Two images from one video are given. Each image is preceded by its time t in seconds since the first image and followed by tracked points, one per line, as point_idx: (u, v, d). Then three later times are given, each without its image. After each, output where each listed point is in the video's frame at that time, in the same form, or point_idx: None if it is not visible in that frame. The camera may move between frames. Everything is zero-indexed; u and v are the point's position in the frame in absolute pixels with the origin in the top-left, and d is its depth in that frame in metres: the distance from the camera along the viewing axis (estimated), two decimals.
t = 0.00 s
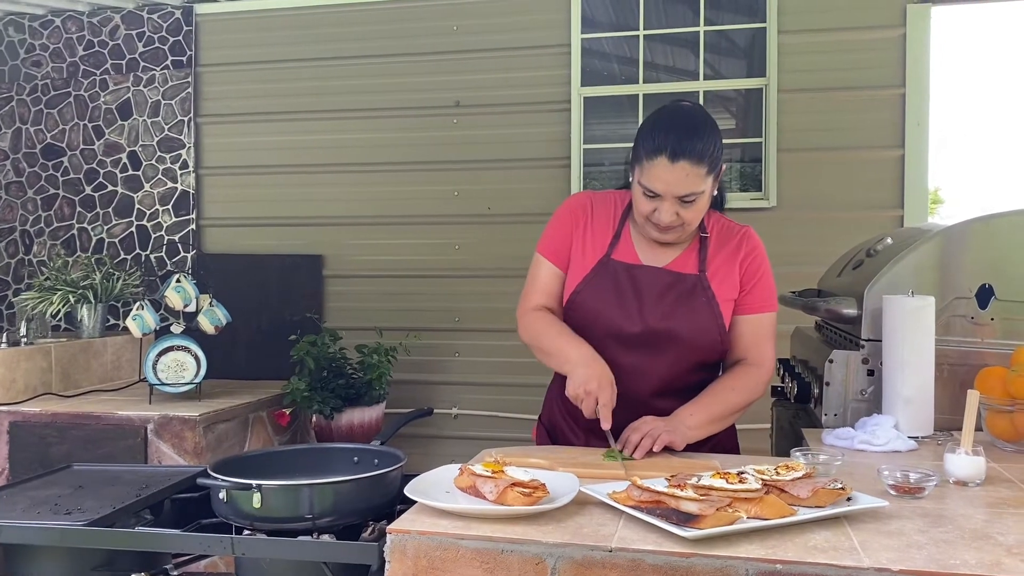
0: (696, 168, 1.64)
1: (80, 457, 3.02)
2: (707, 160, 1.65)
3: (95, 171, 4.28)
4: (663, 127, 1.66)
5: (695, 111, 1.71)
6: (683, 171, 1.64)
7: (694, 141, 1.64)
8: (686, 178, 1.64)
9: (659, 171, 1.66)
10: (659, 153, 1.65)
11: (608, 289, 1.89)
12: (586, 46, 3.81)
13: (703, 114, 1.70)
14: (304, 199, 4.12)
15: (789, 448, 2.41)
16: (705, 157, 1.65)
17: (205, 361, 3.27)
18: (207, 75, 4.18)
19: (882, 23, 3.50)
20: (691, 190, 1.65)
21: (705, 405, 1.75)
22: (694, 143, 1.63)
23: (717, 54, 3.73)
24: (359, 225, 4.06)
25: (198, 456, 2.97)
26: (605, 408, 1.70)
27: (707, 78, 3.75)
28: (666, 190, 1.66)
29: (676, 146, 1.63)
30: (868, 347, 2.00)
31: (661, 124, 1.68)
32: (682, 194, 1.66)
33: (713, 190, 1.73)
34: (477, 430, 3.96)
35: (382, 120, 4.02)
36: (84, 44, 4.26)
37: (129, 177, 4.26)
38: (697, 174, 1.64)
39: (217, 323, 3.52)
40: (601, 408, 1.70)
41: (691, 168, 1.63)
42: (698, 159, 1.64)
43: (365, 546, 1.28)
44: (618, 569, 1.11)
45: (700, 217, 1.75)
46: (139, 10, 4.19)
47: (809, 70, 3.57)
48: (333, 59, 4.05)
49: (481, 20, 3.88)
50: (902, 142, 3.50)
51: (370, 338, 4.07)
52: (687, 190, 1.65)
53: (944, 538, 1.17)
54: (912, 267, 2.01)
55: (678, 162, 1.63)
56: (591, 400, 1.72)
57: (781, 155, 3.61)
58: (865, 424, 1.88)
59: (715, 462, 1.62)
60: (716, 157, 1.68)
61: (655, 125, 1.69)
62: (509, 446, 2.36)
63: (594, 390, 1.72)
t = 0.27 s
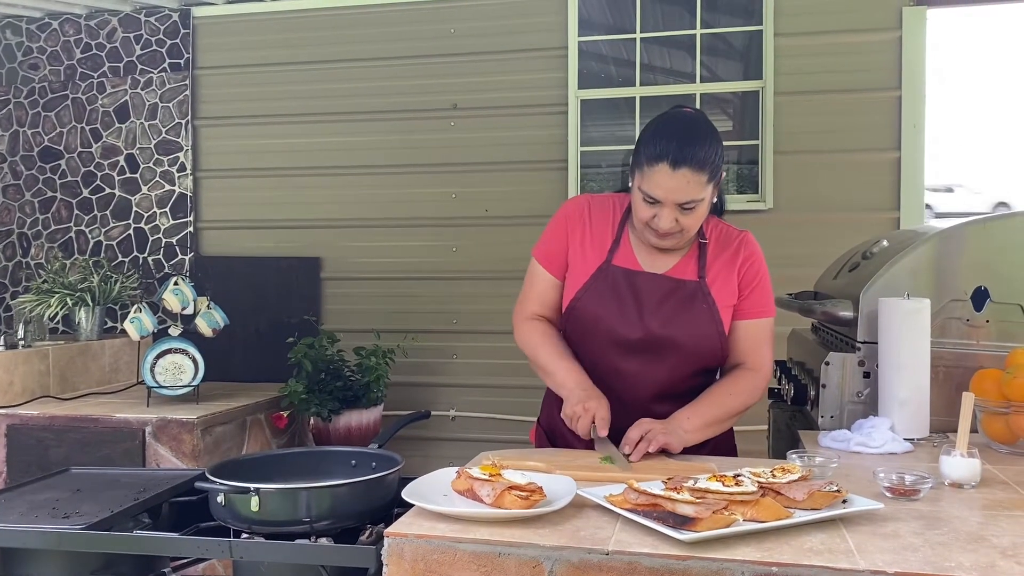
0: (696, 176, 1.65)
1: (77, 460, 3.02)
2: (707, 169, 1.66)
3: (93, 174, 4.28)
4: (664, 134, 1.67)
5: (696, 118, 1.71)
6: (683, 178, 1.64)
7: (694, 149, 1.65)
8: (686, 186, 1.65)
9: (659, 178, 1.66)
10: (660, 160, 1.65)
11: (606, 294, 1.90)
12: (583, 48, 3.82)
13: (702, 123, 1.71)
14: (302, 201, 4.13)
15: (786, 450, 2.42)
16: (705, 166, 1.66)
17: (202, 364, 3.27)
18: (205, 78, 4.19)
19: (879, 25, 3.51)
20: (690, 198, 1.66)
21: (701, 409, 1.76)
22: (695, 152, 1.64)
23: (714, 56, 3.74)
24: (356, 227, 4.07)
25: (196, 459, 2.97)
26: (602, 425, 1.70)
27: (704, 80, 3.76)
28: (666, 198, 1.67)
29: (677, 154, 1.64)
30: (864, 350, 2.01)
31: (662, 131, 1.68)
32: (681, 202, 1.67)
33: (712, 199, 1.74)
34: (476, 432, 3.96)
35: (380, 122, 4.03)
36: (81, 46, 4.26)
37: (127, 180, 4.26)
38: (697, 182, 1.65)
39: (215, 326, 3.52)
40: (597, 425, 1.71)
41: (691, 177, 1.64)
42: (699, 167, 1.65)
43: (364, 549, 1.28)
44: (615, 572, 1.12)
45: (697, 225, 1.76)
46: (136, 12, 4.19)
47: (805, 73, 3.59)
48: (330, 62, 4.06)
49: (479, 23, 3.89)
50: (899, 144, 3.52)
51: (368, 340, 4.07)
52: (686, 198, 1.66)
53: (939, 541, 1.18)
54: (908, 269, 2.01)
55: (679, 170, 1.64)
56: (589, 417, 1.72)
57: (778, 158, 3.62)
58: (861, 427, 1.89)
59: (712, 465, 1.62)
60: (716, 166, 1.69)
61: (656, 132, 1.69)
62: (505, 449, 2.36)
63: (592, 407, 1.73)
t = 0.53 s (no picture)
0: (694, 178, 1.65)
1: (74, 461, 3.01)
2: (705, 170, 1.66)
3: (90, 176, 4.28)
4: (662, 136, 1.67)
5: (695, 120, 1.72)
6: (681, 180, 1.65)
7: (693, 151, 1.65)
8: (684, 188, 1.65)
9: (657, 180, 1.66)
10: (659, 162, 1.66)
11: (605, 296, 1.90)
12: (580, 49, 3.82)
13: (701, 124, 1.71)
14: (299, 203, 4.13)
15: (783, 450, 2.42)
16: (703, 167, 1.66)
17: (200, 366, 3.26)
18: (202, 79, 4.18)
19: (875, 26, 3.51)
20: (688, 199, 1.66)
21: (700, 410, 1.76)
22: (693, 154, 1.65)
23: (711, 57, 3.74)
24: (354, 228, 4.07)
25: (193, 460, 2.96)
26: (600, 413, 1.73)
27: (701, 81, 3.76)
28: (664, 199, 1.67)
29: (676, 155, 1.64)
30: (861, 349, 2.01)
31: (661, 132, 1.68)
32: (679, 203, 1.67)
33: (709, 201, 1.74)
34: (474, 434, 3.95)
35: (377, 123, 4.03)
36: (79, 48, 4.26)
37: (124, 182, 4.26)
38: (695, 184, 1.65)
39: (212, 328, 3.52)
40: (595, 413, 1.73)
41: (689, 178, 1.65)
42: (697, 169, 1.65)
43: (361, 550, 1.28)
44: (612, 572, 1.12)
45: (695, 227, 1.76)
46: (133, 14, 4.19)
47: (802, 73, 3.59)
48: (328, 64, 4.06)
49: (476, 24, 3.89)
50: (896, 145, 3.52)
51: (366, 341, 4.07)
52: (684, 199, 1.66)
53: (936, 540, 1.18)
54: (905, 269, 2.02)
55: (677, 172, 1.64)
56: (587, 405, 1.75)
57: (775, 158, 3.63)
58: (858, 427, 1.89)
59: (710, 465, 1.62)
60: (714, 167, 1.69)
61: (655, 133, 1.69)
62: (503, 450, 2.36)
63: (591, 396, 1.75)
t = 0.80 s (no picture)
0: (693, 177, 1.65)
1: (72, 463, 3.01)
2: (703, 170, 1.66)
3: (87, 178, 4.28)
4: (661, 135, 1.68)
5: (693, 120, 1.72)
6: (680, 180, 1.65)
7: (691, 151, 1.65)
8: (683, 187, 1.65)
9: (656, 179, 1.66)
10: (658, 161, 1.66)
11: (603, 297, 1.90)
12: (578, 51, 3.83)
13: (699, 124, 1.71)
14: (297, 205, 4.12)
15: (781, 451, 2.42)
16: (702, 167, 1.66)
17: (197, 368, 3.26)
18: (199, 81, 4.18)
19: (872, 27, 3.52)
20: (686, 199, 1.66)
21: (697, 410, 1.76)
22: (692, 154, 1.65)
23: (708, 59, 3.74)
24: (352, 230, 4.07)
25: (191, 462, 2.96)
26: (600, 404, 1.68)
27: (698, 82, 3.76)
28: (662, 199, 1.67)
29: (675, 155, 1.64)
30: (858, 350, 2.01)
31: (660, 131, 1.68)
32: (677, 203, 1.67)
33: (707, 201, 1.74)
34: (472, 435, 3.95)
35: (375, 125, 4.03)
36: (76, 50, 4.25)
37: (121, 184, 4.25)
38: (694, 184, 1.65)
39: (210, 330, 3.51)
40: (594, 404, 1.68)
41: (688, 178, 1.65)
42: (696, 169, 1.65)
43: (359, 552, 1.28)
44: (610, 573, 1.12)
45: (693, 226, 1.76)
46: (130, 16, 4.19)
47: (799, 75, 3.60)
48: (325, 66, 4.06)
49: (474, 25, 3.89)
50: (893, 146, 3.53)
51: (364, 343, 4.07)
52: (683, 199, 1.66)
53: (933, 540, 1.18)
54: (902, 270, 2.02)
55: (676, 171, 1.64)
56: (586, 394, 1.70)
57: (772, 159, 3.63)
58: (856, 427, 1.89)
59: (707, 466, 1.63)
60: (712, 167, 1.69)
61: (654, 132, 1.70)
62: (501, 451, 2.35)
63: (587, 386, 1.70)
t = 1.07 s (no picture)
0: (699, 179, 1.65)
1: (71, 466, 3.01)
2: (709, 172, 1.67)
3: (85, 181, 4.27)
4: (667, 137, 1.68)
5: (699, 122, 1.72)
6: (686, 181, 1.65)
7: (698, 152, 1.65)
8: (689, 189, 1.65)
9: (662, 181, 1.66)
10: (664, 163, 1.66)
11: (605, 299, 1.90)
12: (576, 53, 3.83)
13: (705, 126, 1.72)
14: (296, 207, 4.12)
15: (781, 452, 2.41)
16: (708, 169, 1.66)
17: (196, 370, 3.26)
18: (197, 84, 4.18)
19: (870, 29, 3.52)
20: (692, 200, 1.67)
21: (698, 412, 1.76)
22: (699, 156, 1.65)
23: (706, 60, 3.75)
24: (351, 232, 4.07)
25: (190, 465, 2.96)
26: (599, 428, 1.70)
27: (697, 84, 3.76)
28: (668, 200, 1.67)
29: (681, 156, 1.65)
30: (857, 351, 2.01)
31: (667, 133, 1.69)
32: (683, 204, 1.67)
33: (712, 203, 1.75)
34: (471, 437, 3.95)
35: (373, 127, 4.03)
36: (74, 53, 4.25)
37: (120, 186, 4.25)
38: (700, 186, 1.66)
39: (209, 332, 3.51)
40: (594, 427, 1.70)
41: (694, 180, 1.65)
42: (703, 171, 1.65)
43: (359, 554, 1.28)
44: (610, 574, 1.12)
45: (697, 229, 1.76)
46: (128, 18, 4.19)
47: (797, 76, 3.60)
48: (324, 68, 4.06)
49: (472, 27, 3.89)
50: (891, 147, 3.53)
51: (362, 345, 4.07)
52: (688, 200, 1.66)
53: (933, 541, 1.18)
54: (901, 271, 2.02)
55: (682, 173, 1.64)
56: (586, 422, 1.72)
57: (771, 161, 3.63)
58: (855, 428, 1.89)
59: (707, 468, 1.63)
60: (718, 170, 1.69)
61: (660, 134, 1.70)
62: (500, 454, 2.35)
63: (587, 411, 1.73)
